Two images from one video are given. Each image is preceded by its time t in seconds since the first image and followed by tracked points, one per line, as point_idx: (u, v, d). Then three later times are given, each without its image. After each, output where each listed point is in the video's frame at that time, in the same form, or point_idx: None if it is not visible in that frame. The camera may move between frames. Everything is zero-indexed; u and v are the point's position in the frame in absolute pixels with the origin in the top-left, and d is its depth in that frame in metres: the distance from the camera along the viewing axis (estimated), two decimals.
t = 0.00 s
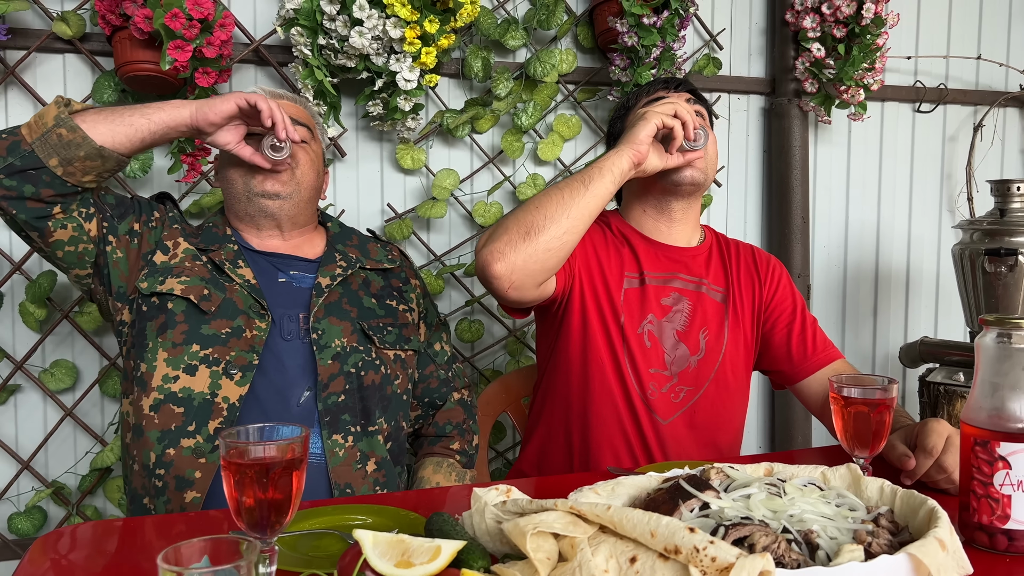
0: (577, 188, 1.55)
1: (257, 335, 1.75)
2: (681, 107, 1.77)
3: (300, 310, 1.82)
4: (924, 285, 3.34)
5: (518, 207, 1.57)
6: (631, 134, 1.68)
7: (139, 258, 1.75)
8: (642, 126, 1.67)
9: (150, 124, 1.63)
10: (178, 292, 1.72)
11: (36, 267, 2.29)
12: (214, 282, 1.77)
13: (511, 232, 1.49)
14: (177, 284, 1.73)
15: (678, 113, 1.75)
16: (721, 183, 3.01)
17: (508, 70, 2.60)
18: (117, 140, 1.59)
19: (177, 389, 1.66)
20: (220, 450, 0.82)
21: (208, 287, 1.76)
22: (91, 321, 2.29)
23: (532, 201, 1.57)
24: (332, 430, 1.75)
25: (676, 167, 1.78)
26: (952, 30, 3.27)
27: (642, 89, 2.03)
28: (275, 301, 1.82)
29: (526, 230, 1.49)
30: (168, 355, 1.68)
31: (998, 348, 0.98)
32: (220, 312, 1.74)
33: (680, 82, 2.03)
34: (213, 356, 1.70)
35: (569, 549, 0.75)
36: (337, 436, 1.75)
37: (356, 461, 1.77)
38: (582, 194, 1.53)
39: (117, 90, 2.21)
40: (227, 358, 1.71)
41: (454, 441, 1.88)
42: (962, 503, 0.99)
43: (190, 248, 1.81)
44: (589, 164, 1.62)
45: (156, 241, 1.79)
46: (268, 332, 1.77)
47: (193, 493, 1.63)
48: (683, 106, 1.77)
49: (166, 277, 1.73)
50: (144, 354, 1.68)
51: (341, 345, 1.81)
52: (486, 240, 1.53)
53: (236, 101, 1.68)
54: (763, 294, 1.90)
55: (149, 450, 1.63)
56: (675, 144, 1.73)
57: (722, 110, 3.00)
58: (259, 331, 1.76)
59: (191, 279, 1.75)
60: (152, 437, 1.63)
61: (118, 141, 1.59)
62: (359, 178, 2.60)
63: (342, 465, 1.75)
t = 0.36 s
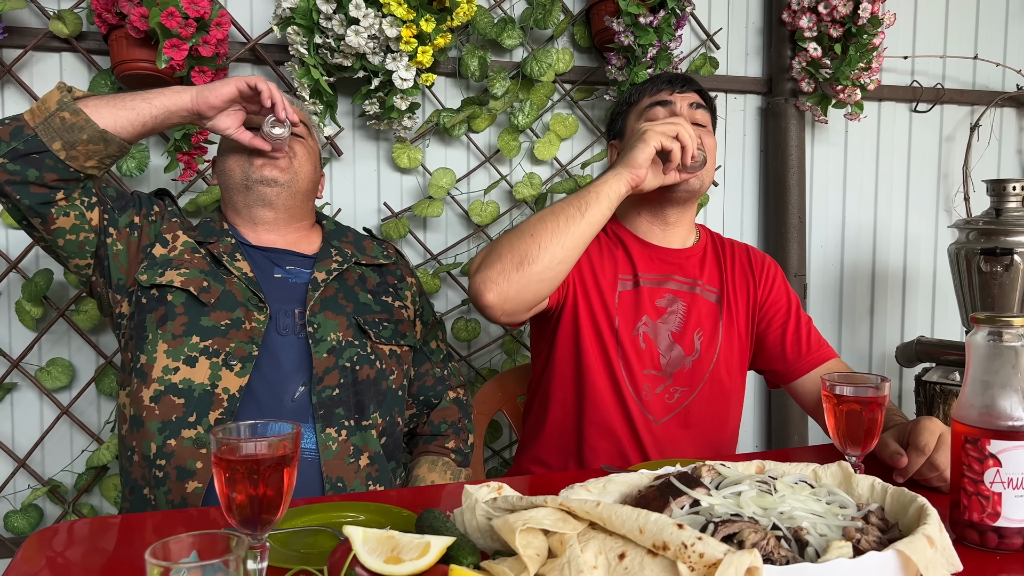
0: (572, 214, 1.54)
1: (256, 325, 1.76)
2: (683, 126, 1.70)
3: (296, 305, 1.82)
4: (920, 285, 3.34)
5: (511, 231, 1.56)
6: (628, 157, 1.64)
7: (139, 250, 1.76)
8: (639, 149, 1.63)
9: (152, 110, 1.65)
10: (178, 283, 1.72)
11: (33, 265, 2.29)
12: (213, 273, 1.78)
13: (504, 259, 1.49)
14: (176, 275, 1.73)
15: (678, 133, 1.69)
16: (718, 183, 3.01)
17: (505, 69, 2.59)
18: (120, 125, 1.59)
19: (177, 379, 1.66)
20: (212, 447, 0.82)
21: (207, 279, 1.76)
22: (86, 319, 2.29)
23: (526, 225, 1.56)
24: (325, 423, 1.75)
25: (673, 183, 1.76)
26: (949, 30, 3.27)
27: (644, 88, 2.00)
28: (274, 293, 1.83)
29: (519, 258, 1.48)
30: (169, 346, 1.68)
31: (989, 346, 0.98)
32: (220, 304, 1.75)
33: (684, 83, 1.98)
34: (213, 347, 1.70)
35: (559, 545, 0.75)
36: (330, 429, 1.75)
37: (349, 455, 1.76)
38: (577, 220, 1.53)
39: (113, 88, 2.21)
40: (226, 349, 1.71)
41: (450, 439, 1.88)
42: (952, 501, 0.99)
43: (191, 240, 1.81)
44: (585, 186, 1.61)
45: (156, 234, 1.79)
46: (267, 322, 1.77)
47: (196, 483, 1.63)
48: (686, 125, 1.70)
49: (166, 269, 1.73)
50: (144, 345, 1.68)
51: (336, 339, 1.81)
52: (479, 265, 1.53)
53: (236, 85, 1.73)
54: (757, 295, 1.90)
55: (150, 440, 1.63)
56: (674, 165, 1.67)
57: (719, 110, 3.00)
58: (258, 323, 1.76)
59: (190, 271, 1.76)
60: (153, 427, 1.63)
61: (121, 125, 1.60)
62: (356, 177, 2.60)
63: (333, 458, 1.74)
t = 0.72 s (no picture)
0: (555, 312, 1.49)
1: (250, 335, 1.76)
2: (675, 204, 1.39)
3: (293, 308, 1.83)
4: (918, 286, 3.35)
5: (500, 316, 1.55)
6: (613, 235, 1.44)
7: (133, 256, 1.75)
8: (622, 231, 1.42)
9: (142, 123, 1.52)
10: (173, 292, 1.72)
11: (32, 263, 2.29)
12: (208, 281, 1.77)
13: (491, 360, 1.52)
14: (171, 283, 1.73)
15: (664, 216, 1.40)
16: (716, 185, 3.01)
17: (503, 69, 2.60)
18: (111, 141, 1.49)
19: (170, 389, 1.67)
20: (202, 446, 0.82)
21: (202, 286, 1.76)
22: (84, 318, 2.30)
23: (514, 311, 1.54)
24: (323, 427, 1.76)
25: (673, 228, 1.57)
26: (947, 32, 3.27)
27: (658, 96, 1.78)
28: (269, 302, 1.82)
29: (505, 360, 1.51)
30: (162, 354, 1.69)
31: (980, 348, 0.98)
32: (214, 312, 1.75)
33: (699, 87, 1.78)
34: (207, 357, 1.71)
35: (547, 545, 0.76)
36: (328, 434, 1.76)
37: (346, 458, 1.77)
38: (559, 321, 1.49)
39: (111, 88, 2.21)
40: (221, 359, 1.72)
41: (444, 440, 1.90)
42: (943, 502, 0.99)
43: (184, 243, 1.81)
44: (569, 266, 1.50)
45: (150, 239, 1.78)
46: (262, 329, 1.78)
47: (184, 492, 1.64)
48: (675, 206, 1.39)
49: (161, 276, 1.73)
50: (136, 352, 1.68)
51: (334, 343, 1.81)
52: (472, 354, 1.57)
53: (228, 100, 1.59)
54: (752, 296, 1.90)
55: (140, 448, 1.64)
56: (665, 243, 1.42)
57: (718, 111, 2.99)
58: (253, 331, 1.76)
59: (186, 279, 1.75)
60: (142, 435, 1.64)
61: (111, 143, 1.49)
62: (354, 177, 2.60)
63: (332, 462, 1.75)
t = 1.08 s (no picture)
0: (545, 390, 1.60)
1: (249, 357, 1.75)
2: (659, 302, 1.33)
3: (296, 315, 1.83)
4: (923, 289, 3.34)
5: (500, 377, 1.68)
6: (594, 332, 1.45)
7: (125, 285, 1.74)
8: (603, 329, 1.40)
9: (100, 206, 1.52)
10: (167, 325, 1.71)
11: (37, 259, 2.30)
12: (202, 307, 1.75)
13: (491, 415, 1.70)
14: (165, 315, 1.71)
15: (646, 315, 1.35)
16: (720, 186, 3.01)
17: (508, 69, 2.60)
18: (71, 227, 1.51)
19: (172, 420, 1.68)
20: (201, 441, 0.83)
21: (196, 315, 1.74)
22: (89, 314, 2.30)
23: (512, 376, 1.66)
24: (329, 436, 1.77)
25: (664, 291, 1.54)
26: (955, 34, 3.26)
27: (654, 110, 1.76)
28: (269, 318, 1.81)
29: (503, 417, 1.69)
30: (159, 385, 1.69)
31: (979, 351, 0.98)
32: (211, 340, 1.74)
33: (696, 99, 1.75)
34: (206, 387, 1.71)
35: (540, 543, 0.76)
36: (334, 442, 1.77)
37: (352, 466, 1.79)
38: (548, 399, 1.61)
39: (119, 85, 2.22)
40: (219, 387, 1.72)
41: (444, 439, 1.90)
42: (940, 504, 0.99)
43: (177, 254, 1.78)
44: (557, 352, 1.57)
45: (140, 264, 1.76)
46: (262, 349, 1.77)
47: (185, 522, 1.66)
48: (658, 304, 1.33)
49: (153, 307, 1.72)
50: (132, 385, 1.68)
51: (338, 351, 1.82)
52: (477, 401, 1.74)
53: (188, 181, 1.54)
54: (754, 297, 1.90)
55: (142, 481, 1.64)
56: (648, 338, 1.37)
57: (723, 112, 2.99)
58: (252, 352, 1.75)
59: (179, 309, 1.74)
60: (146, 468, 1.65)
61: (73, 230, 1.52)
62: (359, 176, 2.61)
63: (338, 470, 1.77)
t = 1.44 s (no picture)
0: (542, 385, 1.60)
1: (256, 376, 1.77)
2: (648, 294, 1.33)
3: (306, 325, 1.84)
4: (939, 291, 3.31)
5: (501, 375, 1.69)
6: (587, 325, 1.45)
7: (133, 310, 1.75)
8: (595, 323, 1.41)
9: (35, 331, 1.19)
10: (173, 354, 1.71)
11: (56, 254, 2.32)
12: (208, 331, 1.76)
13: (493, 412, 1.71)
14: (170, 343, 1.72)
15: (635, 307, 1.34)
16: (734, 185, 3.00)
17: (521, 69, 2.60)
18: None
19: (185, 444, 1.70)
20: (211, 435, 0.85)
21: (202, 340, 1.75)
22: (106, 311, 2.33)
23: (511, 372, 1.67)
24: (342, 446, 1.79)
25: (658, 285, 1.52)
26: (974, 33, 3.22)
27: (665, 113, 1.75)
28: (277, 330, 1.81)
29: (504, 414, 1.69)
30: (171, 413, 1.71)
31: (990, 352, 0.97)
32: (218, 362, 1.75)
33: (706, 105, 1.74)
34: (215, 409, 1.73)
35: (544, 539, 0.77)
36: (348, 453, 1.79)
37: (366, 475, 1.81)
38: (547, 395, 1.61)
39: (136, 84, 2.25)
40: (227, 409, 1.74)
41: (453, 435, 1.90)
42: (949, 506, 0.98)
43: (183, 266, 1.80)
44: (554, 348, 1.57)
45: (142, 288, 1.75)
46: (271, 364, 1.78)
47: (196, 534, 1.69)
48: (648, 295, 1.33)
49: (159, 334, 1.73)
50: (143, 413, 1.70)
51: (349, 360, 1.84)
52: (481, 399, 1.75)
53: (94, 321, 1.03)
54: (764, 298, 1.89)
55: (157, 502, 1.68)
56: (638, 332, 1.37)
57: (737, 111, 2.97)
58: (259, 370, 1.77)
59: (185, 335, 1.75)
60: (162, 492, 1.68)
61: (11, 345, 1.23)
62: (372, 175, 2.63)
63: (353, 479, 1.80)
